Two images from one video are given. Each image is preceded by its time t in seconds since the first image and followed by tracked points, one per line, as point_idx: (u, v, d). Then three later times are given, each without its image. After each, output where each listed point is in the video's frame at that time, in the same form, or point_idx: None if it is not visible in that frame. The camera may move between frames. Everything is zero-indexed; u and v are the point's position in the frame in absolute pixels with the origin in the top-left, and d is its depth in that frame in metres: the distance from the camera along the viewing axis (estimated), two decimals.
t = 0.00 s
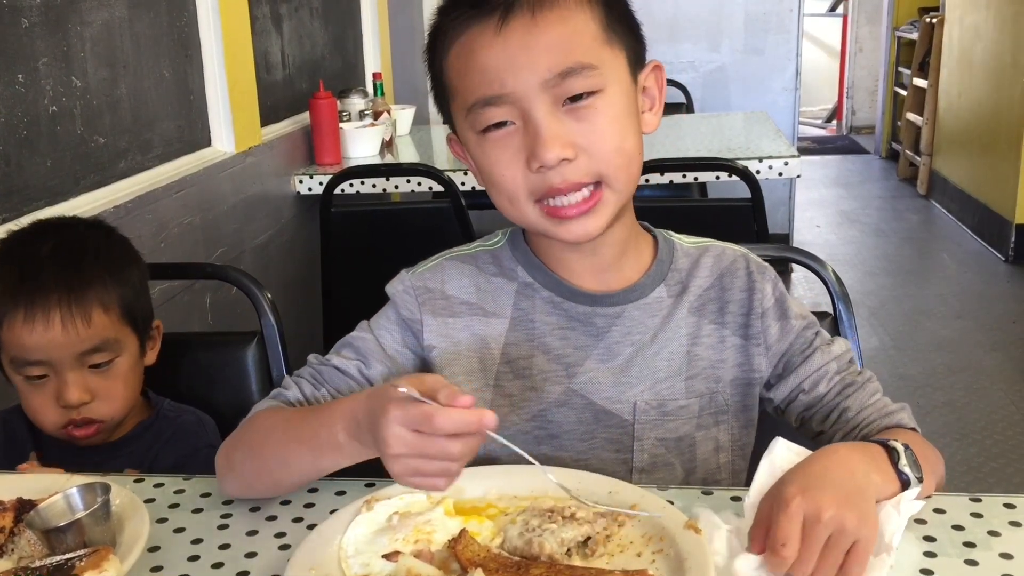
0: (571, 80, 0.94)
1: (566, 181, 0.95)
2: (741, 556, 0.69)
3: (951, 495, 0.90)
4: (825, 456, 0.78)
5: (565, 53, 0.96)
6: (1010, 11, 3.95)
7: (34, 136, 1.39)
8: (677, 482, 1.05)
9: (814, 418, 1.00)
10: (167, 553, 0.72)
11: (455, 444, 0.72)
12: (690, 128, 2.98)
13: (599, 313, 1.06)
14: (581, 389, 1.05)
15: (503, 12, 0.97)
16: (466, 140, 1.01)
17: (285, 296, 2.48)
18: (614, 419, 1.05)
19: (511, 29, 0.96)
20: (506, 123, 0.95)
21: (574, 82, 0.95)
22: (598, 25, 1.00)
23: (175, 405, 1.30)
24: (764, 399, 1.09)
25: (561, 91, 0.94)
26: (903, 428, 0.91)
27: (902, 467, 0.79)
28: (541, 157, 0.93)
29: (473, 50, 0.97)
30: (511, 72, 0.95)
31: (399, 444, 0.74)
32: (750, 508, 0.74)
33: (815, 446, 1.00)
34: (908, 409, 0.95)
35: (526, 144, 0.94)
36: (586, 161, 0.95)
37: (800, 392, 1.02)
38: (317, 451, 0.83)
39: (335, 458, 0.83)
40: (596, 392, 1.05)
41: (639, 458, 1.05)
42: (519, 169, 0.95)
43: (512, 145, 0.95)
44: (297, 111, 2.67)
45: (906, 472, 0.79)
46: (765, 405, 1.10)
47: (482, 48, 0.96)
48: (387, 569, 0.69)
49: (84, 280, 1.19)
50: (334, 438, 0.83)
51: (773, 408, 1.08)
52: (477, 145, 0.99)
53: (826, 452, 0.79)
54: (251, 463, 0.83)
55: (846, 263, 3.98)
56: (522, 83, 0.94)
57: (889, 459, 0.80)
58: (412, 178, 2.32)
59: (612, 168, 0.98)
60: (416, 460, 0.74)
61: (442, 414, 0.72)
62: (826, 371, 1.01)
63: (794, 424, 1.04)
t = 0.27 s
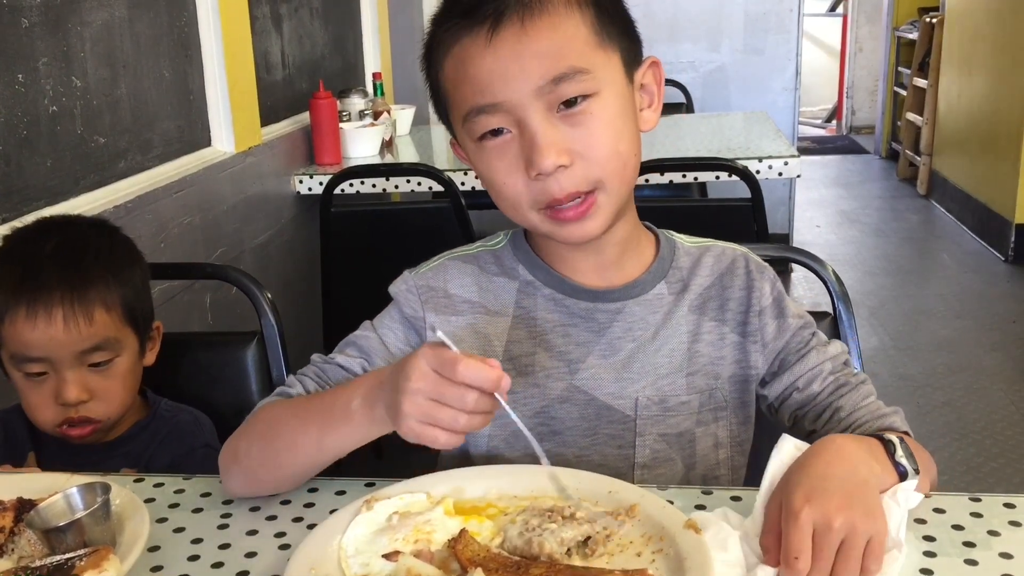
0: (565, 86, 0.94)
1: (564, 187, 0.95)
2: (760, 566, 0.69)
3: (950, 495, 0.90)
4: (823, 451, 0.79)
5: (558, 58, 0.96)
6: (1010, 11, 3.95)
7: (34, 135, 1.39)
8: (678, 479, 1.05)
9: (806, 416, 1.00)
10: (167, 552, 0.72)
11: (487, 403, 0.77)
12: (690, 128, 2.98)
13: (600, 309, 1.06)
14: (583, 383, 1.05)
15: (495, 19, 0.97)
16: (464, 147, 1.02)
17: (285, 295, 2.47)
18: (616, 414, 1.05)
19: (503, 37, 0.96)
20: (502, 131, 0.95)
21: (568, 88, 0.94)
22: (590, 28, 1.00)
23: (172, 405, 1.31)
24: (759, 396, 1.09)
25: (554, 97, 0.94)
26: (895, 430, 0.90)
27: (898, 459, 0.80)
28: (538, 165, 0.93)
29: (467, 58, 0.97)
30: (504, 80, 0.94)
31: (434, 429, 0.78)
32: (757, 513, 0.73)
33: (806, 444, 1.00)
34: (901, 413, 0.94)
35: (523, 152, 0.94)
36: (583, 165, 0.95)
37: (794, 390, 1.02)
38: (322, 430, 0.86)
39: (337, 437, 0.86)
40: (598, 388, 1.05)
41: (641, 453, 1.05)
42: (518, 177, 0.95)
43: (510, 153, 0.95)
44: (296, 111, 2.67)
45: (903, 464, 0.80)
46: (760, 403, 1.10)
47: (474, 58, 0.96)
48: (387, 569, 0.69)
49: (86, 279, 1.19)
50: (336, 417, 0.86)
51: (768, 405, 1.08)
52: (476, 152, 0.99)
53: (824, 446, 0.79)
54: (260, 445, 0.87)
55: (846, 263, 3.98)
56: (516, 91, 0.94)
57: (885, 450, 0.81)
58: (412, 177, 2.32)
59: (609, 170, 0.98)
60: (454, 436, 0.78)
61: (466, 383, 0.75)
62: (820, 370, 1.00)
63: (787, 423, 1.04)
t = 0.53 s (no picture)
0: (551, 81, 0.94)
1: (545, 181, 0.96)
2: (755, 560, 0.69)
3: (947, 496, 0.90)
4: (816, 447, 0.79)
5: (547, 53, 0.96)
6: (1010, 11, 3.95)
7: (33, 136, 1.39)
8: (677, 478, 1.05)
9: (809, 420, 1.00)
10: (166, 552, 0.72)
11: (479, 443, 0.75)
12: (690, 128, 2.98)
13: (599, 308, 1.06)
14: (581, 381, 1.06)
15: (491, 12, 0.98)
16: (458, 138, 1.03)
17: (285, 296, 2.47)
18: (614, 413, 1.05)
19: (495, 30, 0.96)
20: (489, 123, 0.96)
21: (555, 82, 0.95)
22: (584, 25, 1.00)
23: (174, 407, 1.30)
24: (761, 399, 1.09)
25: (540, 91, 0.94)
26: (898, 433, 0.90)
27: (896, 456, 0.81)
28: (518, 157, 0.93)
29: (461, 50, 0.98)
30: (493, 73, 0.95)
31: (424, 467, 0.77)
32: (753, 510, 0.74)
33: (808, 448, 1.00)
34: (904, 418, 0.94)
35: (506, 144, 0.94)
36: (565, 161, 0.95)
37: (796, 393, 1.02)
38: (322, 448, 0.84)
39: (339, 455, 0.83)
40: (595, 387, 1.05)
41: (639, 451, 1.05)
42: (502, 169, 0.96)
43: (495, 145, 0.95)
44: (296, 111, 2.67)
45: (900, 462, 0.80)
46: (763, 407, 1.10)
47: (465, 51, 0.98)
48: (387, 569, 0.69)
49: (87, 279, 1.19)
50: (340, 434, 0.84)
51: (770, 409, 1.08)
52: (467, 143, 1.00)
53: (820, 443, 0.80)
54: (259, 456, 0.84)
55: (846, 263, 3.98)
56: (503, 83, 0.94)
57: (883, 448, 0.81)
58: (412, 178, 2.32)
59: (594, 167, 0.98)
60: (446, 472, 0.76)
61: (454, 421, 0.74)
62: (822, 373, 1.00)
63: (789, 427, 1.04)
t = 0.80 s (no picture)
0: (550, 67, 0.95)
1: (535, 165, 0.96)
2: (754, 557, 0.69)
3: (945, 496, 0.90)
4: (817, 460, 0.78)
5: (550, 40, 0.97)
6: (1010, 11, 3.95)
7: (33, 136, 1.39)
8: (677, 479, 1.05)
9: (806, 417, 1.00)
10: (166, 553, 0.72)
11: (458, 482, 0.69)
12: (690, 128, 2.98)
13: (596, 309, 1.06)
14: (580, 383, 1.05)
15: None
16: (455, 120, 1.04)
17: (285, 296, 2.47)
18: (613, 414, 1.05)
19: (502, 13, 0.98)
20: (485, 103, 0.97)
21: (554, 69, 0.96)
22: (592, 19, 1.01)
23: (174, 409, 1.30)
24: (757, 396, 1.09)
25: (538, 76, 0.95)
26: (896, 429, 0.90)
27: (900, 466, 0.80)
28: (510, 138, 0.94)
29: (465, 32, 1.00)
30: (493, 54, 0.96)
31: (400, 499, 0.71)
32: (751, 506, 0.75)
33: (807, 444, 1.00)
34: (901, 410, 0.94)
35: (500, 125, 0.95)
36: (557, 147, 0.96)
37: (792, 390, 1.02)
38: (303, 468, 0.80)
39: (319, 477, 0.79)
40: (593, 388, 1.05)
41: (638, 453, 1.05)
42: (493, 150, 0.96)
43: (489, 126, 0.96)
44: (296, 112, 2.67)
45: (904, 470, 0.79)
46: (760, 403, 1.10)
47: (471, 33, 0.99)
48: (387, 569, 0.70)
49: (89, 279, 1.19)
50: (319, 457, 0.80)
51: (767, 406, 1.08)
52: (463, 124, 1.01)
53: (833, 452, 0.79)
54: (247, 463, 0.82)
55: (846, 263, 3.98)
56: (503, 65, 0.95)
57: (887, 457, 0.80)
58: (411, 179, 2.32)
59: (584, 158, 0.98)
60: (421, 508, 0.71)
61: (432, 459, 0.68)
62: (817, 370, 1.00)
63: (787, 423, 1.04)
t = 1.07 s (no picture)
0: (569, 73, 0.95)
1: (553, 172, 0.95)
2: (752, 549, 0.69)
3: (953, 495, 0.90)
4: (820, 460, 0.76)
5: (568, 45, 0.96)
6: (1009, 11, 3.94)
7: (32, 136, 1.39)
8: (686, 480, 1.05)
9: (813, 417, 1.00)
10: (166, 554, 0.72)
11: (444, 447, 0.74)
12: (690, 128, 2.98)
13: (605, 308, 1.06)
14: (590, 384, 1.05)
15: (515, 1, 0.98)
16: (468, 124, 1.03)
17: (285, 296, 2.47)
18: (624, 414, 1.05)
19: (519, 17, 0.97)
20: (502, 109, 0.96)
21: (572, 75, 0.95)
22: (608, 23, 1.00)
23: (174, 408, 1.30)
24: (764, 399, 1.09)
25: (557, 82, 0.94)
26: (903, 429, 0.90)
27: (905, 468, 0.80)
28: (529, 145, 0.93)
29: (480, 36, 0.99)
30: (511, 59, 0.95)
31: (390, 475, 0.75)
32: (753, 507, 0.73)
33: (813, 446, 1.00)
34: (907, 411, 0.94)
35: (518, 132, 0.95)
36: (575, 153, 0.95)
37: (799, 391, 1.02)
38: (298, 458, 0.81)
39: (318, 464, 0.81)
40: (605, 388, 1.05)
41: (649, 454, 1.05)
42: (510, 156, 0.96)
43: (506, 133, 0.96)
44: (296, 112, 2.67)
45: (909, 473, 0.79)
46: (765, 406, 1.10)
47: (486, 35, 0.98)
48: (387, 570, 0.69)
49: (87, 280, 1.19)
50: (313, 446, 0.82)
51: (773, 408, 1.08)
52: (476, 129, 1.00)
53: (826, 455, 0.78)
54: (247, 461, 0.83)
55: (845, 264, 3.98)
56: (521, 71, 0.95)
57: (893, 458, 0.80)
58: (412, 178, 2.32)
59: (601, 164, 0.97)
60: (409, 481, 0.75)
61: (410, 430, 0.73)
62: (825, 371, 1.00)
63: (793, 424, 1.04)
